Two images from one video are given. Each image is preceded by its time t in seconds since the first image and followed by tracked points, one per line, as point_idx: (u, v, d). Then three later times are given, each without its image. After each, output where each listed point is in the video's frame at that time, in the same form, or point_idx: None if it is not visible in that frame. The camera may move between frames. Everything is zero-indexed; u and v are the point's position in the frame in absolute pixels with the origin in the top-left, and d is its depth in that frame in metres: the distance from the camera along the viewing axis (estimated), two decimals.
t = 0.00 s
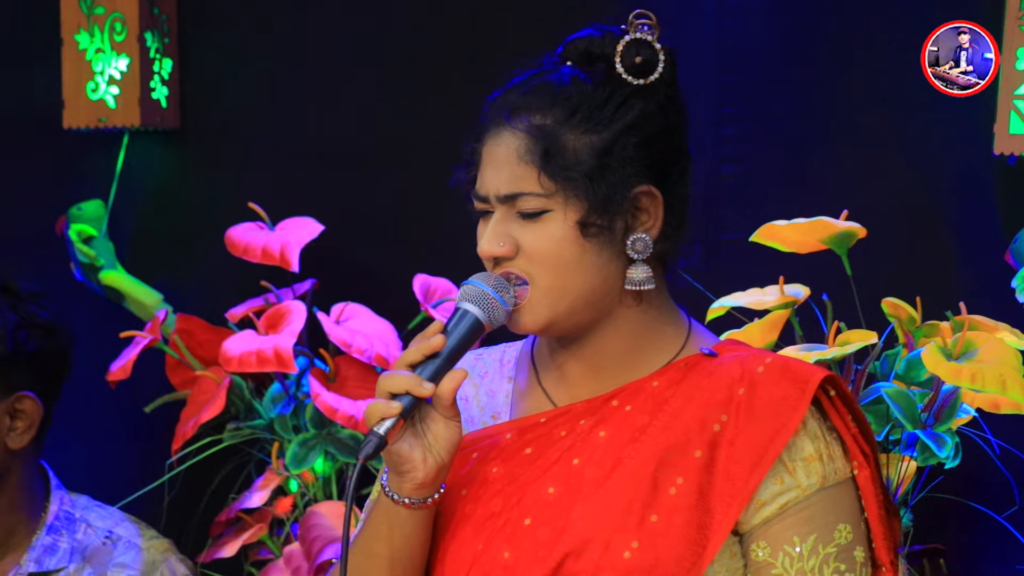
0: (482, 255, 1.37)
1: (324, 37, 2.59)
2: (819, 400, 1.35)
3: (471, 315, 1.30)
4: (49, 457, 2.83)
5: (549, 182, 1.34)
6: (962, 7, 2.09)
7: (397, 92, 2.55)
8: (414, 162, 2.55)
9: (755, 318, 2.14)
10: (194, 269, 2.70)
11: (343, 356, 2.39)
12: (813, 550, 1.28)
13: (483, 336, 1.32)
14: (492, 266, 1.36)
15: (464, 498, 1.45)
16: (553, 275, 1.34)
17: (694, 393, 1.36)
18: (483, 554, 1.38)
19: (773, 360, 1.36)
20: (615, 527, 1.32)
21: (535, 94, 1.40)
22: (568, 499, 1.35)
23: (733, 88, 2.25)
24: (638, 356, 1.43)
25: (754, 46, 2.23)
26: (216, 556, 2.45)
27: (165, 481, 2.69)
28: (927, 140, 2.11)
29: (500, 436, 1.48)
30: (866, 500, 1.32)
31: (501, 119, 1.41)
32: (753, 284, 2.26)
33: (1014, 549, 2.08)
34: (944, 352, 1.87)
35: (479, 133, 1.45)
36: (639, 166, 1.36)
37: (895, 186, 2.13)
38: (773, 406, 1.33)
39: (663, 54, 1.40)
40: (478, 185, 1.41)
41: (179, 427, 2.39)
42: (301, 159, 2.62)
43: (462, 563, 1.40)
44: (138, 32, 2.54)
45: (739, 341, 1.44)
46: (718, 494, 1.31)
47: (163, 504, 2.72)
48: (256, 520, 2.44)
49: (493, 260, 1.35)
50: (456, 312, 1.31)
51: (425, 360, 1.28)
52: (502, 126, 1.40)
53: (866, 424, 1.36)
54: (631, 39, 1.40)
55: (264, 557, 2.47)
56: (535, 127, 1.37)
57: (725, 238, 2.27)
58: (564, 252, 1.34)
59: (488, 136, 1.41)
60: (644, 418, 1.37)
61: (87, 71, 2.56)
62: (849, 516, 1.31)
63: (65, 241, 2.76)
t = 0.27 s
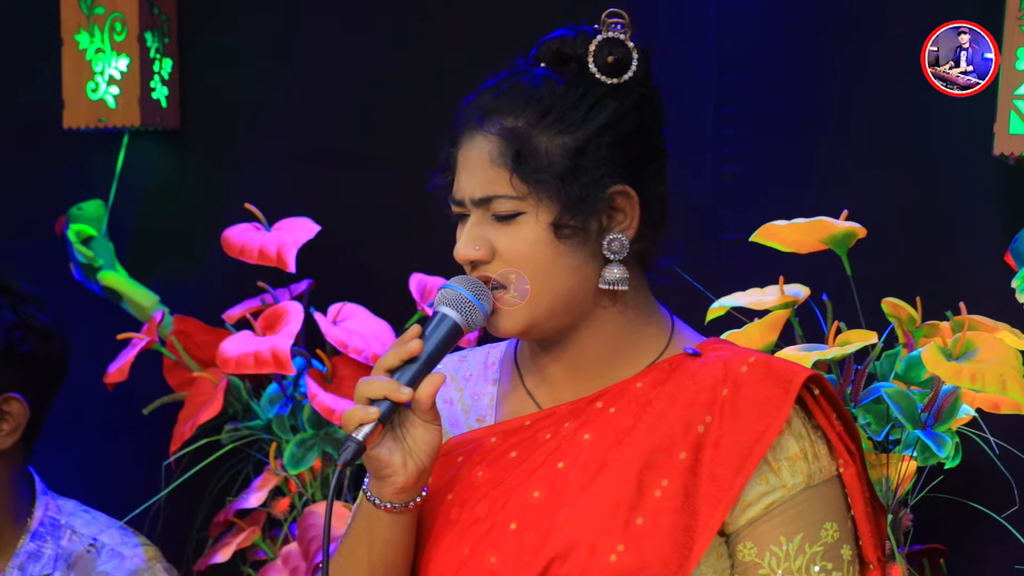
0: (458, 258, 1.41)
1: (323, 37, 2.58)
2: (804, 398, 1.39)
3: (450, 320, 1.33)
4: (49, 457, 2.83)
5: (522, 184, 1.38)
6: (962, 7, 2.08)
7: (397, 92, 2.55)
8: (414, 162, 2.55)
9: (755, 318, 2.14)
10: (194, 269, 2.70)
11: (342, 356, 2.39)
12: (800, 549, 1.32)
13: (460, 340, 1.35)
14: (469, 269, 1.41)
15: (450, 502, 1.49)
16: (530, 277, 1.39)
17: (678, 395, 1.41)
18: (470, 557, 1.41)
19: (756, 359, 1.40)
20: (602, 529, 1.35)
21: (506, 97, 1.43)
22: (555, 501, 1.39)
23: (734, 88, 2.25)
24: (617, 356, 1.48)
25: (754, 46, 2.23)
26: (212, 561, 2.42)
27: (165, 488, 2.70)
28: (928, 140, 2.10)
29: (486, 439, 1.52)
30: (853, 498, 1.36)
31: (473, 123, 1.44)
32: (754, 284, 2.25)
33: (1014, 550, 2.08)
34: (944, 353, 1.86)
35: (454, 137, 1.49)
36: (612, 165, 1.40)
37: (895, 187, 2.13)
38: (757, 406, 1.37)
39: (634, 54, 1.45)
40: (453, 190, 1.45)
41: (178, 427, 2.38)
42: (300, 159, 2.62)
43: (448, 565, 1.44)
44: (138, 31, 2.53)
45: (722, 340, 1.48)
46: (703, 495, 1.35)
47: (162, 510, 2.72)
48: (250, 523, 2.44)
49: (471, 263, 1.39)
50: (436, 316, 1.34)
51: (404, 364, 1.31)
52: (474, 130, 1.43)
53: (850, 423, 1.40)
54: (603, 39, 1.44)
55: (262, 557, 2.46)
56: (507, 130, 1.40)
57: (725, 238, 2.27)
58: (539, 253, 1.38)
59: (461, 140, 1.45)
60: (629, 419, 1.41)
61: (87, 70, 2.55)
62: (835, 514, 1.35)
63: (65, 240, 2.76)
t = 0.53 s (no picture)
0: (448, 251, 1.44)
1: (323, 37, 2.59)
2: (792, 403, 1.44)
3: (435, 312, 1.35)
4: (49, 456, 2.83)
5: (513, 181, 1.41)
6: (962, 7, 2.09)
7: (398, 92, 2.55)
8: (414, 162, 2.55)
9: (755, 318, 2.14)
10: (194, 269, 2.71)
11: (344, 357, 2.39)
12: (783, 553, 1.36)
13: (446, 333, 1.37)
14: (458, 262, 1.44)
15: (433, 498, 1.53)
16: (518, 274, 1.41)
17: (664, 397, 1.45)
18: (454, 556, 1.45)
19: (744, 363, 1.45)
20: (587, 530, 1.39)
21: (503, 92, 1.45)
22: (541, 502, 1.43)
23: (734, 89, 2.25)
24: (604, 354, 1.51)
25: (754, 46, 2.23)
26: (213, 560, 2.43)
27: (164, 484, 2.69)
28: (928, 140, 2.11)
29: (471, 435, 1.56)
30: (839, 503, 1.41)
31: (468, 115, 1.47)
32: (754, 284, 2.26)
33: (1014, 551, 2.08)
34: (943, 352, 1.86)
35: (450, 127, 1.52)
36: (604, 166, 1.43)
37: (895, 187, 2.14)
38: (743, 410, 1.41)
39: (634, 54, 1.46)
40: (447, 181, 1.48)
41: (179, 427, 2.39)
42: (301, 159, 2.63)
43: (431, 563, 1.47)
44: (138, 31, 2.53)
45: (710, 342, 1.52)
46: (687, 497, 1.39)
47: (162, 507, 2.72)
48: (251, 522, 2.45)
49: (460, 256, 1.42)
50: (422, 309, 1.36)
51: (388, 356, 1.33)
52: (469, 123, 1.46)
53: (836, 428, 1.44)
54: (603, 39, 1.46)
55: (263, 557, 2.46)
56: (501, 125, 1.43)
57: (725, 239, 2.27)
58: (527, 252, 1.41)
59: (457, 132, 1.48)
60: (615, 421, 1.45)
61: (87, 70, 2.55)
62: (820, 519, 1.40)
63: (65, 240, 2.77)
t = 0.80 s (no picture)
0: (443, 251, 1.42)
1: (323, 37, 2.58)
2: (778, 406, 1.44)
3: (433, 311, 1.35)
4: (49, 457, 2.83)
5: (513, 183, 1.39)
6: (962, 6, 2.08)
7: (397, 92, 2.55)
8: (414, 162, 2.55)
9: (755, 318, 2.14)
10: (194, 269, 2.70)
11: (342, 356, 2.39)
12: (767, 555, 1.37)
13: (444, 332, 1.37)
14: (452, 262, 1.42)
15: (416, 494, 1.53)
16: (513, 275, 1.41)
17: (651, 397, 1.45)
18: (437, 553, 1.44)
19: (731, 365, 1.45)
20: (570, 530, 1.39)
21: (502, 92, 1.44)
22: (526, 501, 1.42)
23: (734, 89, 2.25)
24: (594, 357, 1.51)
25: (754, 45, 2.22)
26: (212, 560, 2.43)
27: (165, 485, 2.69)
28: (928, 140, 2.11)
29: (454, 432, 1.55)
30: (823, 506, 1.43)
31: (466, 115, 1.45)
32: (754, 284, 2.26)
33: (1015, 551, 2.07)
34: (944, 352, 1.86)
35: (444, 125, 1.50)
36: (603, 170, 1.42)
37: (895, 187, 2.13)
38: (730, 412, 1.42)
39: (631, 55, 1.46)
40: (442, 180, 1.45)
41: (178, 427, 2.38)
42: (300, 159, 2.62)
43: (414, 562, 1.46)
44: (138, 31, 2.52)
45: (694, 343, 1.52)
46: (672, 498, 1.40)
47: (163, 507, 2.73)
48: (250, 522, 2.44)
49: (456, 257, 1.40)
50: (418, 308, 1.35)
51: (386, 356, 1.33)
52: (467, 123, 1.44)
53: (822, 432, 1.46)
54: (601, 39, 1.46)
55: (263, 557, 2.45)
56: (502, 126, 1.41)
57: (725, 238, 2.27)
58: (523, 254, 1.40)
59: (453, 131, 1.46)
60: (601, 420, 1.46)
61: (87, 70, 2.54)
62: (804, 522, 1.41)
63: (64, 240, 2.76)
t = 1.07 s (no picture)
0: (428, 250, 1.41)
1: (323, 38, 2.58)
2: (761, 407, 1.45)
3: (418, 310, 1.35)
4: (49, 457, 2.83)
5: (500, 184, 1.39)
6: (962, 6, 2.08)
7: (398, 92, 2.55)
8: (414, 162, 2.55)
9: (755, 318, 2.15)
10: (195, 269, 2.71)
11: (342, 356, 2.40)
12: (749, 554, 1.38)
13: (429, 331, 1.37)
14: (436, 261, 1.42)
15: (397, 494, 1.51)
16: (498, 275, 1.41)
17: (634, 397, 1.45)
18: (421, 554, 1.43)
19: (714, 365, 1.46)
20: (554, 530, 1.38)
21: (489, 91, 1.44)
22: (510, 501, 1.42)
23: (733, 89, 2.25)
24: (575, 356, 1.51)
25: (754, 46, 2.23)
26: (213, 560, 2.43)
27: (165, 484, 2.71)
28: (928, 140, 2.11)
29: (433, 432, 1.54)
30: (802, 504, 1.45)
31: (452, 113, 1.44)
32: (754, 284, 2.26)
33: (1014, 550, 2.08)
34: (943, 352, 1.87)
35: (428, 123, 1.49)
36: (589, 172, 1.43)
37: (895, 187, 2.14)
38: (713, 412, 1.42)
39: (616, 57, 1.47)
40: (426, 179, 1.45)
41: (179, 427, 2.38)
42: (301, 159, 2.62)
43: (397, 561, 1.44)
44: (138, 31, 2.53)
45: (672, 341, 1.53)
46: (658, 498, 1.40)
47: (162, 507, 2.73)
48: (251, 522, 2.44)
49: (442, 257, 1.40)
50: (403, 307, 1.35)
51: (373, 355, 1.33)
52: (454, 122, 1.43)
53: (802, 432, 1.47)
54: (587, 40, 1.46)
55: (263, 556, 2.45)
56: (489, 126, 1.41)
57: (726, 239, 2.28)
58: (507, 254, 1.40)
59: (438, 129, 1.45)
60: (584, 420, 1.45)
61: (87, 70, 2.55)
62: (785, 521, 1.42)
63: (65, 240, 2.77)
